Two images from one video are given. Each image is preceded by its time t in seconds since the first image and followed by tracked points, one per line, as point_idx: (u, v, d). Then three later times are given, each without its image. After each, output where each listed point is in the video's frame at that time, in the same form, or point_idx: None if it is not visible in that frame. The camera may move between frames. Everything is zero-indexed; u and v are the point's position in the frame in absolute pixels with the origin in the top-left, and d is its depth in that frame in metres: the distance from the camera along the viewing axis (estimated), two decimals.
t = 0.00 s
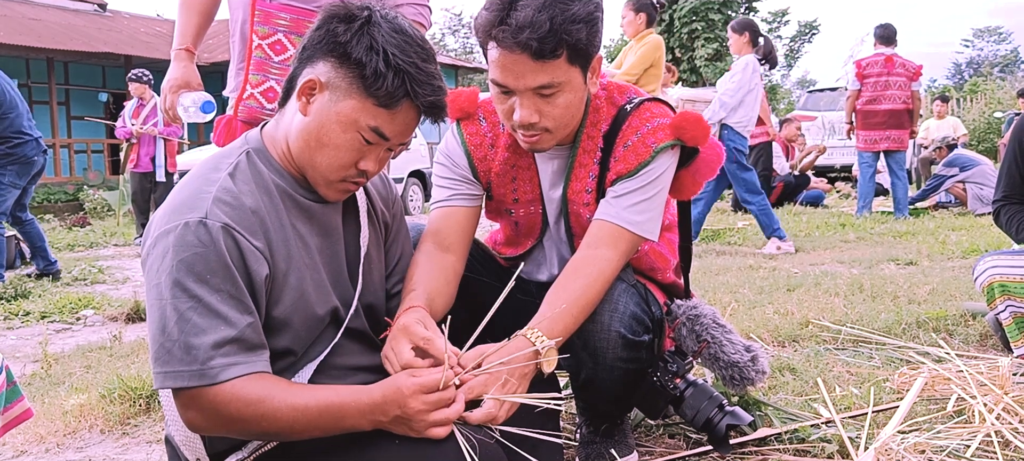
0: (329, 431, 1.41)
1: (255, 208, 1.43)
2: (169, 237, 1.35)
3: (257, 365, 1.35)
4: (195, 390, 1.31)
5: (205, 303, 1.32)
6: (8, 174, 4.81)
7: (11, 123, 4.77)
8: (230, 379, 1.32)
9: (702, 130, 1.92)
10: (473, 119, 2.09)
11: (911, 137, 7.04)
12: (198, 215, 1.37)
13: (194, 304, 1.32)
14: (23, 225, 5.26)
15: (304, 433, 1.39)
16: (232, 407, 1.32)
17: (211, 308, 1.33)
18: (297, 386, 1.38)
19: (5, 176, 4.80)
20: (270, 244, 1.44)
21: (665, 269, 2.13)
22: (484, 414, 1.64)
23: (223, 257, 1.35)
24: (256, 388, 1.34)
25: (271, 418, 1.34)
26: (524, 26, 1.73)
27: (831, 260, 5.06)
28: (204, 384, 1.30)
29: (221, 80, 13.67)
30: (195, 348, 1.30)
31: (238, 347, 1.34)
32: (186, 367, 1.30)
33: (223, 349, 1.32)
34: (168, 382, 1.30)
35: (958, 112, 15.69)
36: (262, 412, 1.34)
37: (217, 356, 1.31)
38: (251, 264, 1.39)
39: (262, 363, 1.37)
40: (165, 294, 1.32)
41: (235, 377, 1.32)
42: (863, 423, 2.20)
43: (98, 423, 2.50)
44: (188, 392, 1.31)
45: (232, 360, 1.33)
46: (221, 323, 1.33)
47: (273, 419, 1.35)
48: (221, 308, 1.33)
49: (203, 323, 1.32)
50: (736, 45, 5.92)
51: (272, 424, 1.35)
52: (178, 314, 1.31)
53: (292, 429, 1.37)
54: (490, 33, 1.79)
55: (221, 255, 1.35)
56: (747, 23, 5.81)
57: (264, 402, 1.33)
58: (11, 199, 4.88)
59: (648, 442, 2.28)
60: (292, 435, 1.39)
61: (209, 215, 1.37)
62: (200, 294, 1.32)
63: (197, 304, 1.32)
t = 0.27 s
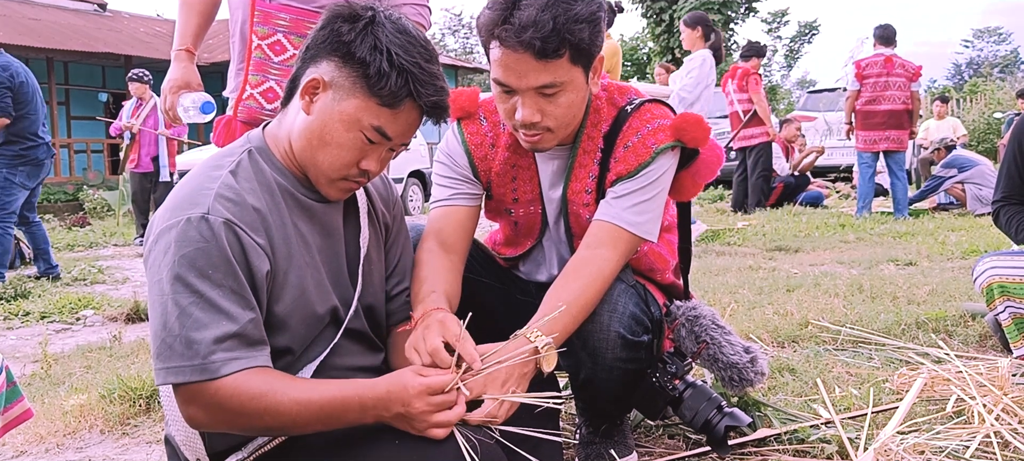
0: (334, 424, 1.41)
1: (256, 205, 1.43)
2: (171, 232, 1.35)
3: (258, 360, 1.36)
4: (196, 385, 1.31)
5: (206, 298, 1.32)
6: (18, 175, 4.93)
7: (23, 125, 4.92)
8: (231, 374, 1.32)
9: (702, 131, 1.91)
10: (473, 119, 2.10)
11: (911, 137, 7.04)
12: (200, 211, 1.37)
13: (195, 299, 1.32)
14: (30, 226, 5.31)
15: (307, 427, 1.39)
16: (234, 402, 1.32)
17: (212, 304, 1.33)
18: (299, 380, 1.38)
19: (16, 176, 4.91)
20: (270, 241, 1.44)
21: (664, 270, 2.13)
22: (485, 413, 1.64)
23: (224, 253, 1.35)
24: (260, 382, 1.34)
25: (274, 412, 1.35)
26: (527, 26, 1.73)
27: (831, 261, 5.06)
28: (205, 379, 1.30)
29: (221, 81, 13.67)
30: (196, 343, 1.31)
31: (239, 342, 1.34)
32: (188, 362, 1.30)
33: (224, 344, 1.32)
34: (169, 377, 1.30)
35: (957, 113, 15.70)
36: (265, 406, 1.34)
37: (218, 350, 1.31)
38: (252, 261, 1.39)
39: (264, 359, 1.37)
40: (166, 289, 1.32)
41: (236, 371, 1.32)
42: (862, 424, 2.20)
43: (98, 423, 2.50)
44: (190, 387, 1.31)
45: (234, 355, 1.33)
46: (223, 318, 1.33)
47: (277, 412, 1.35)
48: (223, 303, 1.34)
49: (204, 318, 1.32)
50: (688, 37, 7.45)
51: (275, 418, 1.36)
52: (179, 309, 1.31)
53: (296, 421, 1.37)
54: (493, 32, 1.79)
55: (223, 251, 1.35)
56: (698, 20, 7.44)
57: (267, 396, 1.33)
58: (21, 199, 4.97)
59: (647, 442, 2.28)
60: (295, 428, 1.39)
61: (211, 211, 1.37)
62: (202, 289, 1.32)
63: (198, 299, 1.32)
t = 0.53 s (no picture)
0: (333, 422, 1.41)
1: (258, 204, 1.43)
2: (173, 230, 1.35)
3: (258, 357, 1.36)
4: (196, 382, 1.31)
5: (207, 296, 1.33)
6: (34, 171, 5.19)
7: (41, 124, 5.20)
8: (231, 371, 1.32)
9: (704, 133, 1.91)
10: (475, 119, 2.10)
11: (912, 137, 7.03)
12: (202, 209, 1.37)
13: (196, 297, 1.32)
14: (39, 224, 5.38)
15: (307, 423, 1.39)
16: (235, 399, 1.32)
17: (213, 302, 1.33)
18: (299, 377, 1.38)
19: (30, 173, 5.16)
20: (272, 240, 1.44)
21: (665, 270, 2.13)
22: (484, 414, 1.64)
23: (226, 252, 1.35)
24: (260, 379, 1.34)
25: (274, 410, 1.35)
26: (533, 25, 1.73)
27: (832, 261, 5.06)
28: (205, 376, 1.30)
29: (222, 80, 13.68)
30: (196, 341, 1.31)
31: (239, 341, 1.34)
32: (188, 360, 1.30)
33: (224, 343, 1.32)
34: (169, 374, 1.30)
35: (959, 113, 15.70)
36: (265, 404, 1.34)
37: (217, 348, 1.32)
38: (253, 260, 1.39)
39: (263, 357, 1.37)
40: (167, 287, 1.33)
41: (236, 369, 1.32)
42: (862, 424, 2.20)
43: (99, 423, 2.51)
44: (190, 384, 1.31)
45: (234, 353, 1.33)
46: (224, 317, 1.33)
47: (277, 410, 1.35)
48: (224, 302, 1.34)
49: (205, 316, 1.32)
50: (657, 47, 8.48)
51: (275, 416, 1.36)
52: (180, 306, 1.31)
53: (295, 419, 1.37)
54: (498, 31, 1.79)
55: (224, 250, 1.35)
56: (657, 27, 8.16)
57: (266, 394, 1.33)
58: (33, 195, 5.18)
59: (648, 442, 2.28)
60: (295, 426, 1.39)
61: (213, 209, 1.37)
62: (202, 288, 1.33)
63: (199, 297, 1.32)
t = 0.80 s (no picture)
0: (335, 418, 1.42)
1: (257, 203, 1.43)
2: (172, 230, 1.36)
3: (258, 356, 1.36)
4: (197, 382, 1.31)
5: (207, 296, 1.33)
6: (43, 169, 5.23)
7: (48, 122, 5.22)
8: (232, 370, 1.32)
9: (706, 135, 1.92)
10: (476, 121, 2.11)
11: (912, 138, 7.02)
12: (201, 209, 1.37)
13: (195, 297, 1.33)
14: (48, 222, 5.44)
15: (309, 421, 1.40)
16: (236, 398, 1.33)
17: (212, 302, 1.33)
18: (300, 375, 1.39)
19: (37, 170, 5.21)
20: (271, 240, 1.44)
21: (666, 271, 2.13)
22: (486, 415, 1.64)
23: (224, 251, 1.35)
24: (260, 378, 1.34)
25: (275, 407, 1.35)
26: (540, 28, 1.73)
27: (832, 262, 5.06)
28: (205, 376, 1.31)
29: (223, 81, 13.69)
30: (196, 340, 1.31)
31: (239, 340, 1.34)
32: (189, 360, 1.30)
33: (224, 342, 1.33)
34: (170, 375, 1.30)
35: (959, 113, 15.71)
36: (267, 403, 1.34)
37: (217, 348, 1.32)
38: (252, 259, 1.39)
39: (264, 355, 1.37)
40: (167, 288, 1.33)
41: (236, 367, 1.32)
42: (863, 425, 2.20)
43: (101, 424, 2.51)
44: (191, 384, 1.32)
45: (234, 352, 1.33)
46: (224, 316, 1.33)
47: (278, 408, 1.35)
48: (223, 301, 1.34)
49: (205, 315, 1.32)
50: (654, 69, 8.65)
51: (277, 414, 1.36)
52: (179, 306, 1.32)
53: (297, 417, 1.38)
54: (503, 33, 1.79)
55: (223, 249, 1.36)
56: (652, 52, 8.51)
57: (267, 392, 1.34)
58: (42, 193, 5.28)
59: (649, 443, 2.28)
60: (296, 423, 1.40)
61: (211, 209, 1.38)
62: (201, 287, 1.33)
63: (198, 297, 1.33)
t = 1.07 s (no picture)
0: (337, 416, 1.42)
1: (253, 204, 1.44)
2: (169, 233, 1.36)
3: (260, 355, 1.36)
4: (200, 383, 1.31)
5: (206, 297, 1.33)
6: (51, 170, 5.25)
7: (52, 123, 5.20)
8: (234, 371, 1.32)
9: (709, 139, 1.92)
10: (480, 121, 2.11)
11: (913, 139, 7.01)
12: (197, 211, 1.38)
13: (194, 298, 1.33)
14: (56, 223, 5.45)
15: (311, 420, 1.40)
16: (240, 398, 1.33)
17: (211, 303, 1.33)
18: (303, 374, 1.39)
19: (48, 172, 5.22)
20: (269, 240, 1.44)
21: (668, 273, 2.14)
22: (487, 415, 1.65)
23: (221, 251, 1.36)
24: (264, 377, 1.34)
25: (278, 406, 1.35)
26: (551, 31, 1.73)
27: (834, 263, 5.06)
28: (208, 377, 1.31)
29: (224, 82, 13.70)
30: (197, 342, 1.31)
31: (240, 340, 1.34)
32: (191, 361, 1.31)
33: (225, 342, 1.33)
34: (173, 377, 1.31)
35: (960, 114, 15.72)
36: (271, 402, 1.34)
37: (219, 348, 1.32)
38: (250, 259, 1.40)
39: (266, 354, 1.37)
40: (167, 290, 1.33)
41: (239, 368, 1.32)
42: (865, 427, 2.20)
43: (103, 425, 2.51)
44: (195, 386, 1.32)
45: (235, 352, 1.33)
46: (223, 316, 1.33)
47: (283, 407, 1.35)
48: (222, 301, 1.34)
49: (205, 316, 1.33)
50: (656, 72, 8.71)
51: (281, 413, 1.36)
52: (178, 308, 1.32)
53: (300, 416, 1.38)
54: (512, 35, 1.79)
55: (220, 250, 1.36)
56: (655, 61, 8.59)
57: (271, 391, 1.34)
58: (57, 193, 5.30)
59: (651, 444, 2.29)
60: (300, 422, 1.40)
61: (207, 210, 1.38)
62: (200, 289, 1.33)
63: (198, 298, 1.33)
